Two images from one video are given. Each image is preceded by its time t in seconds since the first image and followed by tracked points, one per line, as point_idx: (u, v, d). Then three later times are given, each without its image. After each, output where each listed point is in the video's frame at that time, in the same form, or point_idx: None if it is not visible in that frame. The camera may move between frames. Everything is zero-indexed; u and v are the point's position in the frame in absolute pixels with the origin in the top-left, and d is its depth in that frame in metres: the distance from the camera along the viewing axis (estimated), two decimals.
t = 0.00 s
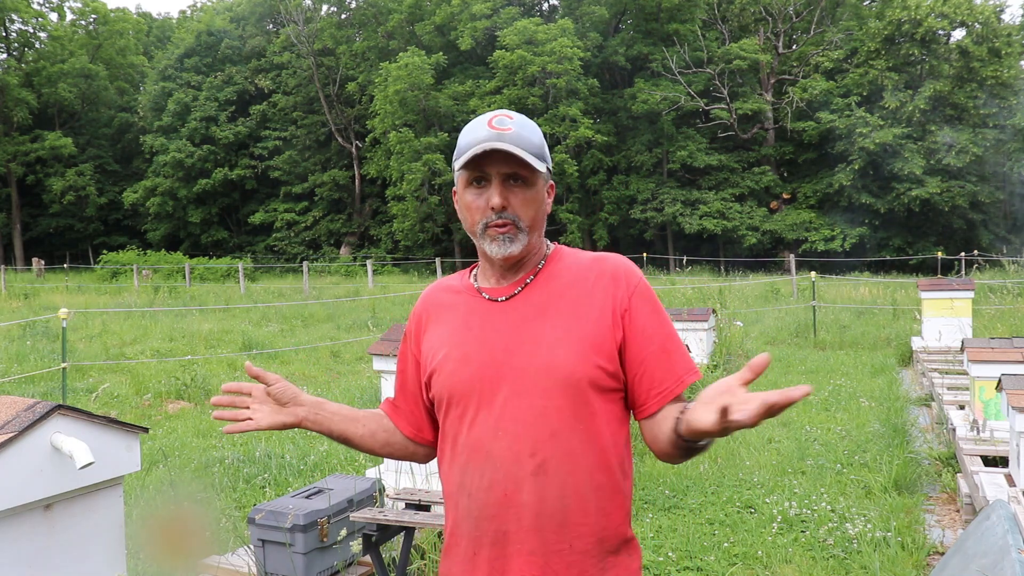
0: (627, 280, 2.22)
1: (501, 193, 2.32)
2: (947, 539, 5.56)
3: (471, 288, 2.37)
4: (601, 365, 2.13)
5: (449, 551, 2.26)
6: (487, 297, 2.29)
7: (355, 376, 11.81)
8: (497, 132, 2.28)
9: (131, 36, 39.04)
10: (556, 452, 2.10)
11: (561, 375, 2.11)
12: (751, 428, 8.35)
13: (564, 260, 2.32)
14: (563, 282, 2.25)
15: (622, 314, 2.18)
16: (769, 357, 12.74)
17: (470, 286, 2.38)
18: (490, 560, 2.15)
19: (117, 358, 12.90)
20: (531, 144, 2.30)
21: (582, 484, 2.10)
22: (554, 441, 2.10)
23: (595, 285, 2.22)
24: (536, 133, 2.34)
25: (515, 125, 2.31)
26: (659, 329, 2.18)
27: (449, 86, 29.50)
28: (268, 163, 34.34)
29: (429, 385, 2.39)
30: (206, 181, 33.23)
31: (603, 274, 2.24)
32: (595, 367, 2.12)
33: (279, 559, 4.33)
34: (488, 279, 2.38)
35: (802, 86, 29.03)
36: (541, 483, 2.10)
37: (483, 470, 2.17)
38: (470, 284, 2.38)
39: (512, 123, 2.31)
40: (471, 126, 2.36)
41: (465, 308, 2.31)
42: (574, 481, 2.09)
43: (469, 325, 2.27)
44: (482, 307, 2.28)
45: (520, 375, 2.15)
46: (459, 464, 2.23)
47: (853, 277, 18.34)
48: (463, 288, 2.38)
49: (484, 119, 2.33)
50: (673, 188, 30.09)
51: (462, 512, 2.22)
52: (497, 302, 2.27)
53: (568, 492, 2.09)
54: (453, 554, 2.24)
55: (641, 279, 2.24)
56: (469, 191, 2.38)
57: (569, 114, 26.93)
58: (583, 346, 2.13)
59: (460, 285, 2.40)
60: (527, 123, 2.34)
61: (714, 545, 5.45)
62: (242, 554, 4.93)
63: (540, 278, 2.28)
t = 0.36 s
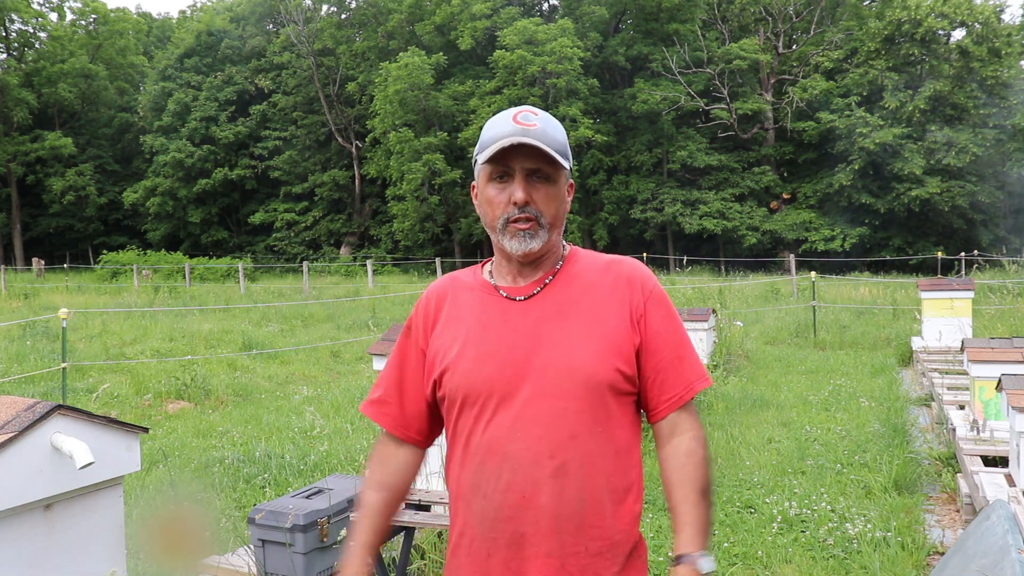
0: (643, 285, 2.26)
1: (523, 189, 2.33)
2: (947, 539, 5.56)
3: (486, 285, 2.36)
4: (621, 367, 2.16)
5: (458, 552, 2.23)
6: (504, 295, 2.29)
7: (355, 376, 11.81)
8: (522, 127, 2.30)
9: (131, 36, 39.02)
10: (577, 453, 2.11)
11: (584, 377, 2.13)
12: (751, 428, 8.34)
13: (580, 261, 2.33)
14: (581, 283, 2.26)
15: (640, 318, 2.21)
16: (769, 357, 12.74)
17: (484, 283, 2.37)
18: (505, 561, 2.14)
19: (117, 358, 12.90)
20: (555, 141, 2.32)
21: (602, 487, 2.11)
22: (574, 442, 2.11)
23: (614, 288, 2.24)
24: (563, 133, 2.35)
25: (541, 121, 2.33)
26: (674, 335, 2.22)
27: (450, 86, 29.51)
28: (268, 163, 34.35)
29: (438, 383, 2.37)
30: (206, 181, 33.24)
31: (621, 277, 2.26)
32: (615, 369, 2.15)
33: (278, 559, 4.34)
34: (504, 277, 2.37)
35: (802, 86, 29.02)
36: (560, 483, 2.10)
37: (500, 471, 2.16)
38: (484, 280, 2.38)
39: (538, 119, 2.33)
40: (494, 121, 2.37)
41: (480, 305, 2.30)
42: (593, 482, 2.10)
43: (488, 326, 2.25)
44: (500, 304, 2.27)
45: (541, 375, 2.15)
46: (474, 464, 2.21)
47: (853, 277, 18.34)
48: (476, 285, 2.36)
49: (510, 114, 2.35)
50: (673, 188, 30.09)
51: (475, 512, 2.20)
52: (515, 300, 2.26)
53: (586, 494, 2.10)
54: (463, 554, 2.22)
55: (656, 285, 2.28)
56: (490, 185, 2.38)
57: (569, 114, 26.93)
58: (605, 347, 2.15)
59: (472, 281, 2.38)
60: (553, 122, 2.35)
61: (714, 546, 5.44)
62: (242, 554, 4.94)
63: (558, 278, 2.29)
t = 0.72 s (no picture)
0: (647, 285, 2.25)
1: (523, 188, 2.32)
2: (947, 539, 5.56)
3: (491, 285, 2.36)
4: (624, 367, 2.15)
5: (461, 553, 2.25)
6: (508, 296, 2.29)
7: (355, 376, 11.81)
8: (518, 128, 2.29)
9: (132, 36, 39.00)
10: (580, 452, 2.11)
11: (587, 377, 2.13)
12: (751, 428, 8.35)
13: (584, 261, 2.33)
14: (584, 285, 2.25)
15: (643, 318, 2.21)
16: (770, 357, 12.74)
17: (490, 284, 2.37)
18: (508, 562, 2.15)
19: (117, 358, 12.90)
20: (553, 139, 2.32)
21: (605, 488, 2.11)
22: (578, 441, 2.11)
23: (618, 288, 2.23)
24: (560, 132, 2.35)
25: (537, 121, 2.32)
26: (678, 336, 2.22)
27: (450, 86, 29.53)
28: (268, 163, 34.36)
29: (442, 384, 2.38)
30: (206, 181, 33.24)
31: (624, 278, 2.26)
32: (619, 368, 2.15)
33: (278, 558, 4.34)
34: (508, 277, 2.38)
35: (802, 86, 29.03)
36: (563, 483, 2.10)
37: (503, 471, 2.16)
38: (489, 282, 2.38)
39: (534, 118, 2.33)
40: (490, 124, 2.37)
41: (485, 306, 2.30)
42: (596, 482, 2.11)
43: (492, 327, 2.25)
44: (504, 305, 2.27)
45: (545, 375, 2.15)
46: (477, 463, 2.21)
47: (853, 277, 18.34)
48: (481, 286, 2.37)
49: (506, 115, 2.35)
50: (673, 188, 30.09)
51: (478, 513, 2.21)
52: (519, 301, 2.26)
53: (590, 494, 2.10)
54: (467, 556, 2.23)
55: (661, 284, 2.27)
56: (490, 187, 2.38)
57: (569, 114, 26.92)
58: (609, 347, 2.15)
59: (477, 282, 2.39)
60: (550, 121, 2.35)
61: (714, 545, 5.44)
62: (242, 554, 4.94)
63: (562, 279, 2.29)
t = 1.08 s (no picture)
0: (657, 287, 2.23)
1: (519, 187, 2.33)
2: (947, 539, 5.56)
3: (500, 284, 2.37)
4: (628, 369, 2.14)
5: (465, 551, 2.27)
6: (515, 295, 2.29)
7: (355, 376, 11.81)
8: (512, 128, 2.30)
9: (132, 36, 39.00)
10: (581, 454, 2.11)
11: (590, 378, 2.12)
12: (751, 428, 8.34)
13: (594, 262, 2.32)
14: (592, 286, 2.24)
15: (652, 320, 2.19)
16: (770, 357, 12.74)
17: (499, 283, 2.37)
18: (508, 561, 2.16)
19: (117, 358, 12.90)
20: (551, 136, 2.31)
21: (604, 490, 2.11)
22: (579, 442, 2.11)
23: (627, 289, 2.22)
24: (557, 126, 2.35)
25: (532, 121, 2.32)
26: (687, 341, 2.21)
27: (450, 86, 29.54)
28: (268, 163, 34.35)
29: (451, 381, 2.39)
30: (206, 181, 33.23)
31: (635, 279, 2.24)
32: (624, 371, 2.14)
33: (278, 558, 4.34)
34: (516, 277, 2.38)
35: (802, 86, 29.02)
36: (561, 484, 2.11)
37: (505, 471, 2.17)
38: (498, 280, 2.39)
39: (527, 119, 2.33)
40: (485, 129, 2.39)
41: (490, 305, 2.31)
42: (598, 484, 2.11)
43: (496, 324, 2.26)
44: (511, 304, 2.28)
45: (548, 375, 2.15)
46: (480, 462, 2.23)
47: (853, 277, 18.33)
48: (491, 284, 2.38)
49: (502, 116, 2.35)
50: (673, 188, 30.09)
51: (481, 511, 2.22)
52: (526, 301, 2.26)
53: (590, 496, 2.10)
54: (470, 553, 2.25)
55: (671, 287, 2.26)
56: (490, 188, 2.40)
57: (569, 114, 26.92)
58: (614, 348, 2.14)
59: (487, 281, 2.40)
60: (546, 118, 2.36)
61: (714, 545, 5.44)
62: (242, 553, 4.93)
63: (571, 278, 2.28)
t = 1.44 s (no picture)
0: (667, 290, 2.15)
1: (494, 188, 2.34)
2: (947, 539, 5.56)
3: (518, 280, 2.40)
4: (623, 374, 2.10)
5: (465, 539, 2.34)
6: (528, 292, 2.32)
7: (355, 376, 11.82)
8: (501, 128, 2.36)
9: (132, 36, 39.00)
10: (567, 456, 2.11)
11: (579, 382, 2.11)
12: (751, 428, 8.34)
13: (610, 261, 2.27)
14: (598, 288, 2.21)
15: (657, 326, 2.13)
16: (770, 357, 12.74)
17: (518, 278, 2.40)
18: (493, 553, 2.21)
19: (117, 358, 12.89)
20: (526, 131, 2.30)
21: (593, 494, 2.11)
22: (567, 444, 2.11)
23: (634, 293, 2.16)
24: (539, 120, 2.31)
25: (513, 121, 2.34)
26: (697, 348, 2.13)
27: (450, 86, 29.55)
28: (268, 163, 34.35)
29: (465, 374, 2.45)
30: (206, 181, 33.24)
31: (646, 282, 2.17)
32: (618, 376, 2.10)
33: (278, 558, 4.34)
34: (530, 273, 2.39)
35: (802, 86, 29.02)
36: (545, 484, 2.13)
37: (498, 466, 2.22)
38: (517, 275, 2.43)
39: (510, 120, 2.35)
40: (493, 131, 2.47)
41: (503, 303, 2.35)
42: (584, 487, 2.11)
43: (503, 323, 2.30)
44: (522, 302, 2.30)
45: (541, 376, 2.16)
46: (480, 455, 2.29)
47: (852, 277, 18.34)
48: (511, 279, 2.42)
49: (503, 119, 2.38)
50: (673, 188, 30.10)
51: (477, 502, 2.28)
52: (535, 298, 2.28)
53: (576, 500, 2.11)
54: (467, 542, 2.32)
55: (685, 291, 2.17)
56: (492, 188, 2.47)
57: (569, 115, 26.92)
58: (609, 352, 2.11)
59: (508, 276, 2.45)
60: (531, 113, 2.33)
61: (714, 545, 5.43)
62: (242, 553, 4.93)
63: (578, 279, 2.26)
